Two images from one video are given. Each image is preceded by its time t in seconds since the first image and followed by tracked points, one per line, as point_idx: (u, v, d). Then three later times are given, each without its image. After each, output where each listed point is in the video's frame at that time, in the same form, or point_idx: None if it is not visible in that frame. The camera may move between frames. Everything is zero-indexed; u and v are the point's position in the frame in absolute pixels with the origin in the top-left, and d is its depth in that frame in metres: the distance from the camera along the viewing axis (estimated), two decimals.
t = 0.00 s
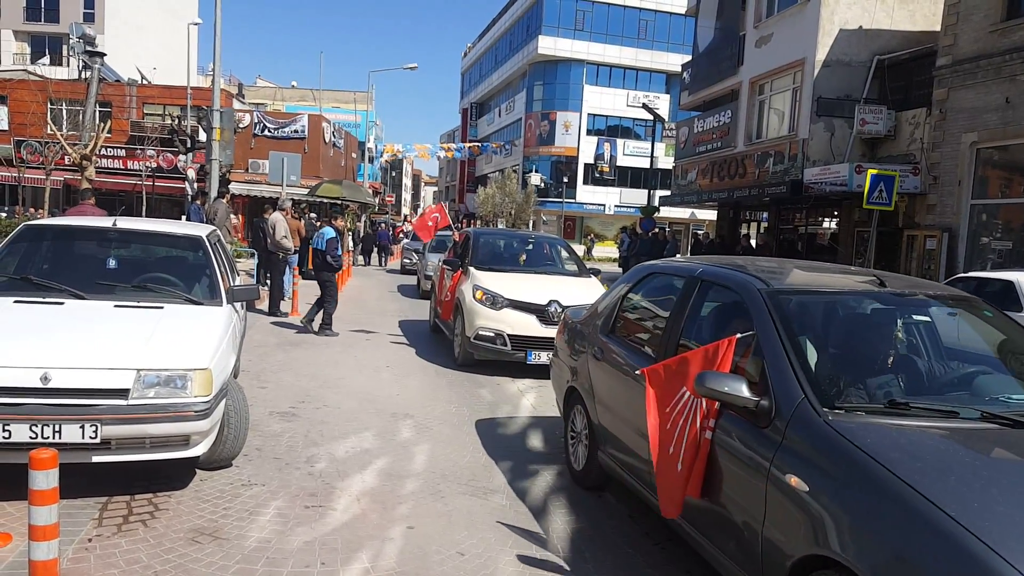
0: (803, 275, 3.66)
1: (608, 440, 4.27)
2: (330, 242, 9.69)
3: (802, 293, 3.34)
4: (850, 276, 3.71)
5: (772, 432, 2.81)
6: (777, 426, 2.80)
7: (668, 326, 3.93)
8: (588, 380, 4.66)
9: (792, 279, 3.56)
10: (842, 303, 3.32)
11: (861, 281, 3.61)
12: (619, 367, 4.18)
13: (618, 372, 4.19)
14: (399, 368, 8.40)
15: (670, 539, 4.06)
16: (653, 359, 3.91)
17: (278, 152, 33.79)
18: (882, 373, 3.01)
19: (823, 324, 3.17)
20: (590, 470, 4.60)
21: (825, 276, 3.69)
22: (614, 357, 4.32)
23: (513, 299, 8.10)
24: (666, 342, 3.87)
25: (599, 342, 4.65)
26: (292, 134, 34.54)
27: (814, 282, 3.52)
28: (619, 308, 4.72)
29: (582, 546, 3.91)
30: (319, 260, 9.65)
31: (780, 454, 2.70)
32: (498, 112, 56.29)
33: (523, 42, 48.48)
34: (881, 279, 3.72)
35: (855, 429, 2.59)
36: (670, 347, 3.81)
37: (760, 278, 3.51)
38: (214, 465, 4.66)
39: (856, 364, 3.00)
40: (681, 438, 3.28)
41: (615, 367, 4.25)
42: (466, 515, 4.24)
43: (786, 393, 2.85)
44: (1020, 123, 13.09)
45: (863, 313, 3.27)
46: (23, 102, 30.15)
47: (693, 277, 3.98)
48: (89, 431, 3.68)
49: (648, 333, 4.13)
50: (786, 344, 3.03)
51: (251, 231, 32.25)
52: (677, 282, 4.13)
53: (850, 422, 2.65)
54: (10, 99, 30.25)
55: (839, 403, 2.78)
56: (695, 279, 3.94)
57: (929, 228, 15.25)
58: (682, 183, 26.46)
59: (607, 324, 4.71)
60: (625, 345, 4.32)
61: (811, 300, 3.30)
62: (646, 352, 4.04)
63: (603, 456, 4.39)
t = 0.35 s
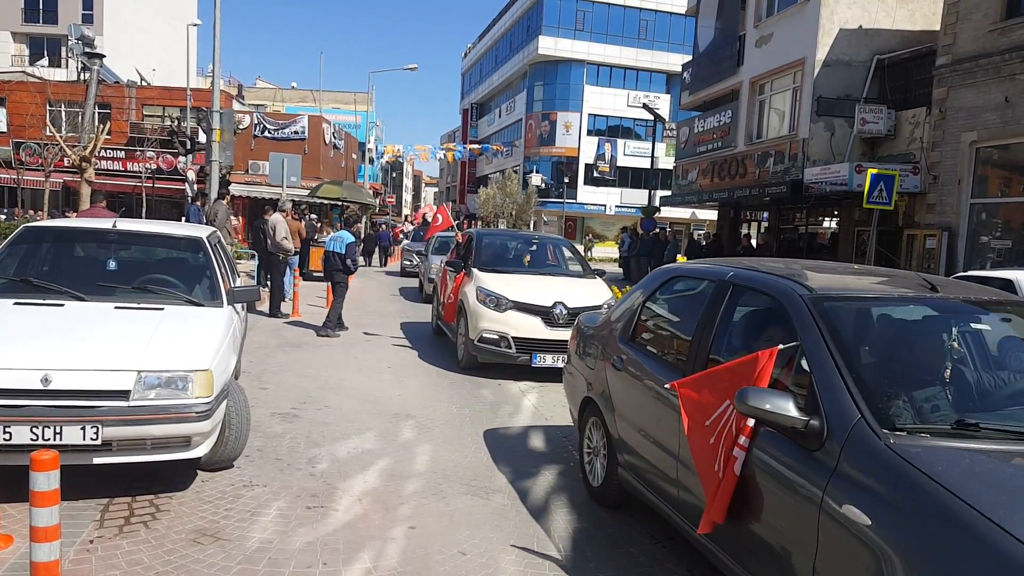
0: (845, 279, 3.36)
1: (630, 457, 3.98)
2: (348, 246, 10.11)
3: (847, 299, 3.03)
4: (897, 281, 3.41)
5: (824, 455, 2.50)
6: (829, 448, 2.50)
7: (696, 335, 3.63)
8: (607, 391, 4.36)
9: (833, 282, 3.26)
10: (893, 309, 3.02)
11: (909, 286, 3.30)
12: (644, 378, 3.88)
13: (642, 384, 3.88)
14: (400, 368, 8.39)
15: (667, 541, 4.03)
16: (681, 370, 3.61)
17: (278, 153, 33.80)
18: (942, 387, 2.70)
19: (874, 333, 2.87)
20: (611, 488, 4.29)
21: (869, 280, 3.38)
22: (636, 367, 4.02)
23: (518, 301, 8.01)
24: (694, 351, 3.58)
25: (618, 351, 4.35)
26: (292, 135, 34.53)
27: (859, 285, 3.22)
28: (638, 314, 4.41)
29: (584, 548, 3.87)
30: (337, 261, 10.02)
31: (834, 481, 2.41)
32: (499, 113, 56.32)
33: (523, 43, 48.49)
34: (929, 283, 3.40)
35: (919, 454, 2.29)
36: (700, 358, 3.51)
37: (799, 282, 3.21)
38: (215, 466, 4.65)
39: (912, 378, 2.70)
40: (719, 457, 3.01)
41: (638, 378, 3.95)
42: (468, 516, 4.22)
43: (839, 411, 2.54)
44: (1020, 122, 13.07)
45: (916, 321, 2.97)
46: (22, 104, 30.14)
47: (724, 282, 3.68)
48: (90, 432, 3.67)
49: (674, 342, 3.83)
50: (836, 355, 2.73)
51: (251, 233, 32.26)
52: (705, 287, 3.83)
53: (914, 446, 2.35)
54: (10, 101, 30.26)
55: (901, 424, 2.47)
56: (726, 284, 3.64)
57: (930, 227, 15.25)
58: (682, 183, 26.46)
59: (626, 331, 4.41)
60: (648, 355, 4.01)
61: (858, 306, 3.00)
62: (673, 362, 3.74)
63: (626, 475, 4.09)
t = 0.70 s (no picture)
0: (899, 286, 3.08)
1: (653, 476, 3.69)
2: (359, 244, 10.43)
3: (910, 311, 2.76)
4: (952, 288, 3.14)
5: (900, 494, 2.23)
6: (904, 483, 2.24)
7: (732, 347, 3.33)
8: (626, 406, 4.04)
9: (888, 290, 2.98)
10: (959, 322, 2.75)
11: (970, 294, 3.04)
12: (672, 394, 3.57)
13: (670, 400, 3.57)
14: (398, 367, 8.40)
15: (663, 537, 4.04)
16: (716, 386, 3.30)
17: (277, 152, 33.80)
18: (1017, 407, 2.44)
19: (941, 347, 2.61)
20: (631, 510, 3.97)
21: (925, 288, 3.10)
22: (663, 381, 3.71)
23: (520, 302, 7.89)
24: (732, 366, 3.27)
25: (639, 360, 4.05)
26: (292, 134, 34.49)
27: (915, 294, 2.95)
28: (660, 322, 4.11)
29: (583, 550, 3.86)
30: (348, 260, 10.42)
31: (910, 523, 2.15)
32: (498, 112, 56.34)
33: (522, 42, 48.47)
34: (988, 290, 3.15)
35: (1016, 494, 2.04)
36: (738, 374, 3.20)
37: (853, 291, 2.91)
38: (213, 464, 4.66)
39: (989, 401, 2.44)
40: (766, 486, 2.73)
41: (665, 393, 3.64)
42: (465, 515, 4.23)
43: (913, 443, 2.28)
44: (1018, 123, 13.09)
45: (983, 333, 2.72)
46: (21, 101, 30.12)
47: (763, 288, 3.36)
48: (88, 430, 3.68)
49: (707, 354, 3.53)
50: (903, 373, 2.46)
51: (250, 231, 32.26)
52: (741, 293, 3.51)
53: (1007, 485, 2.10)
54: (9, 99, 30.24)
55: (986, 458, 2.23)
56: (766, 290, 3.33)
57: (929, 227, 15.27)
58: (681, 183, 26.47)
59: (648, 340, 4.10)
60: (675, 367, 3.71)
61: (921, 318, 2.72)
62: (705, 377, 3.43)
63: (648, 496, 3.79)
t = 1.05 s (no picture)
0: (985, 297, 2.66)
1: (692, 508, 3.28)
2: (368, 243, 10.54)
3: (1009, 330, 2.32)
4: None
5: None
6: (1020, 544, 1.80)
7: (789, 366, 2.91)
8: (659, 427, 3.62)
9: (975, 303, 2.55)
10: None
11: None
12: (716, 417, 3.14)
13: (714, 424, 3.14)
14: (399, 367, 8.40)
15: (690, 565, 3.70)
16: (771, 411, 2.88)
17: (280, 151, 33.84)
18: None
19: None
20: (665, 543, 3.53)
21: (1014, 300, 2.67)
22: (704, 401, 3.29)
23: (528, 305, 7.80)
24: (789, 388, 2.84)
25: (672, 376, 3.64)
26: (294, 133, 34.50)
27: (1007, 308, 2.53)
28: (695, 335, 3.71)
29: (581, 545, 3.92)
30: (361, 259, 10.49)
31: None
32: (500, 112, 56.37)
33: (525, 42, 48.47)
34: None
35: None
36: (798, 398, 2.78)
37: (937, 304, 2.49)
38: (214, 463, 4.66)
39: None
40: (838, 535, 2.28)
41: (706, 416, 3.22)
42: (466, 515, 4.22)
43: None
44: (1022, 124, 13.07)
45: None
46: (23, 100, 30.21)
47: (824, 300, 2.93)
48: (89, 429, 3.68)
49: (757, 374, 3.10)
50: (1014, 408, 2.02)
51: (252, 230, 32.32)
52: (796, 305, 3.09)
53: None
54: (12, 98, 30.26)
55: None
56: (828, 302, 2.90)
57: (931, 228, 15.24)
58: (683, 183, 26.46)
59: (682, 354, 3.68)
60: (715, 386, 3.30)
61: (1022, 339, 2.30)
62: (756, 400, 3.01)
63: (687, 528, 3.36)
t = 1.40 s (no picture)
0: None
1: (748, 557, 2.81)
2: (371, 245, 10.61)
3: None
4: None
5: None
6: None
7: (874, 393, 2.43)
8: (703, 459, 3.14)
9: None
10: None
11: None
12: (778, 455, 2.67)
13: (775, 462, 2.68)
14: (402, 368, 8.40)
15: None
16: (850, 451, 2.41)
17: (284, 152, 33.90)
18: None
19: None
20: None
21: None
22: (763, 431, 2.81)
23: (538, 310, 7.36)
24: (871, 422, 2.37)
25: (719, 402, 3.16)
26: (298, 134, 34.55)
27: None
28: (742, 354, 3.23)
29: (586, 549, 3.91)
30: (364, 261, 10.55)
31: None
32: (504, 114, 56.42)
33: (529, 43, 48.50)
34: None
35: None
36: (883, 435, 2.31)
37: None
38: (217, 464, 4.66)
39: None
40: None
41: (767, 449, 2.74)
42: (467, 517, 4.22)
43: None
44: None
45: None
46: (29, 101, 30.33)
47: (906, 317, 2.47)
48: (92, 429, 3.69)
49: (830, 405, 2.63)
50: None
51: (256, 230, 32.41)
52: (873, 323, 2.62)
53: None
54: (18, 99, 30.39)
55: None
56: (912, 319, 2.43)
57: (935, 231, 15.21)
58: (687, 185, 26.44)
59: (731, 373, 3.20)
60: (773, 415, 2.84)
61: None
62: (830, 434, 2.54)
63: None
